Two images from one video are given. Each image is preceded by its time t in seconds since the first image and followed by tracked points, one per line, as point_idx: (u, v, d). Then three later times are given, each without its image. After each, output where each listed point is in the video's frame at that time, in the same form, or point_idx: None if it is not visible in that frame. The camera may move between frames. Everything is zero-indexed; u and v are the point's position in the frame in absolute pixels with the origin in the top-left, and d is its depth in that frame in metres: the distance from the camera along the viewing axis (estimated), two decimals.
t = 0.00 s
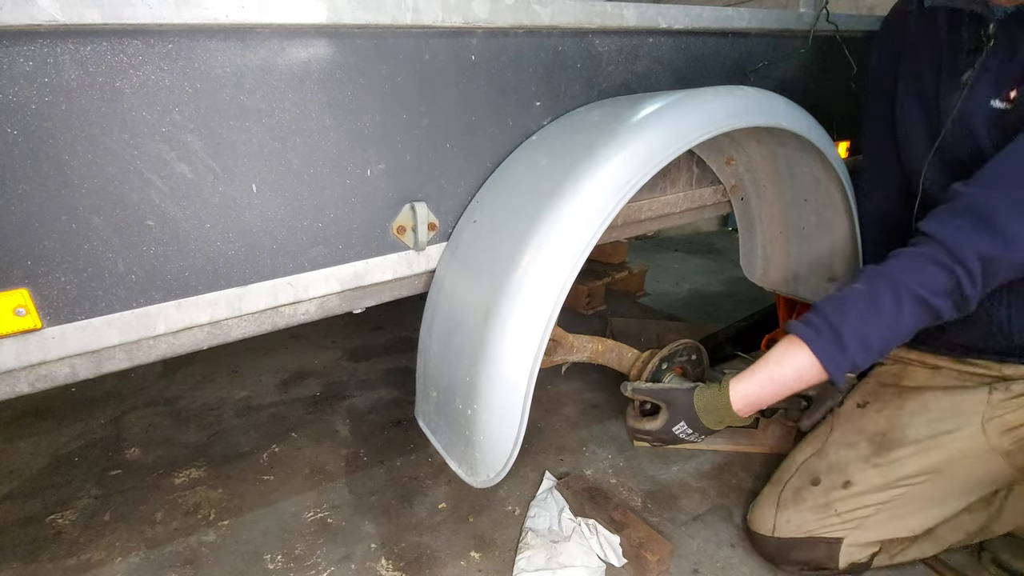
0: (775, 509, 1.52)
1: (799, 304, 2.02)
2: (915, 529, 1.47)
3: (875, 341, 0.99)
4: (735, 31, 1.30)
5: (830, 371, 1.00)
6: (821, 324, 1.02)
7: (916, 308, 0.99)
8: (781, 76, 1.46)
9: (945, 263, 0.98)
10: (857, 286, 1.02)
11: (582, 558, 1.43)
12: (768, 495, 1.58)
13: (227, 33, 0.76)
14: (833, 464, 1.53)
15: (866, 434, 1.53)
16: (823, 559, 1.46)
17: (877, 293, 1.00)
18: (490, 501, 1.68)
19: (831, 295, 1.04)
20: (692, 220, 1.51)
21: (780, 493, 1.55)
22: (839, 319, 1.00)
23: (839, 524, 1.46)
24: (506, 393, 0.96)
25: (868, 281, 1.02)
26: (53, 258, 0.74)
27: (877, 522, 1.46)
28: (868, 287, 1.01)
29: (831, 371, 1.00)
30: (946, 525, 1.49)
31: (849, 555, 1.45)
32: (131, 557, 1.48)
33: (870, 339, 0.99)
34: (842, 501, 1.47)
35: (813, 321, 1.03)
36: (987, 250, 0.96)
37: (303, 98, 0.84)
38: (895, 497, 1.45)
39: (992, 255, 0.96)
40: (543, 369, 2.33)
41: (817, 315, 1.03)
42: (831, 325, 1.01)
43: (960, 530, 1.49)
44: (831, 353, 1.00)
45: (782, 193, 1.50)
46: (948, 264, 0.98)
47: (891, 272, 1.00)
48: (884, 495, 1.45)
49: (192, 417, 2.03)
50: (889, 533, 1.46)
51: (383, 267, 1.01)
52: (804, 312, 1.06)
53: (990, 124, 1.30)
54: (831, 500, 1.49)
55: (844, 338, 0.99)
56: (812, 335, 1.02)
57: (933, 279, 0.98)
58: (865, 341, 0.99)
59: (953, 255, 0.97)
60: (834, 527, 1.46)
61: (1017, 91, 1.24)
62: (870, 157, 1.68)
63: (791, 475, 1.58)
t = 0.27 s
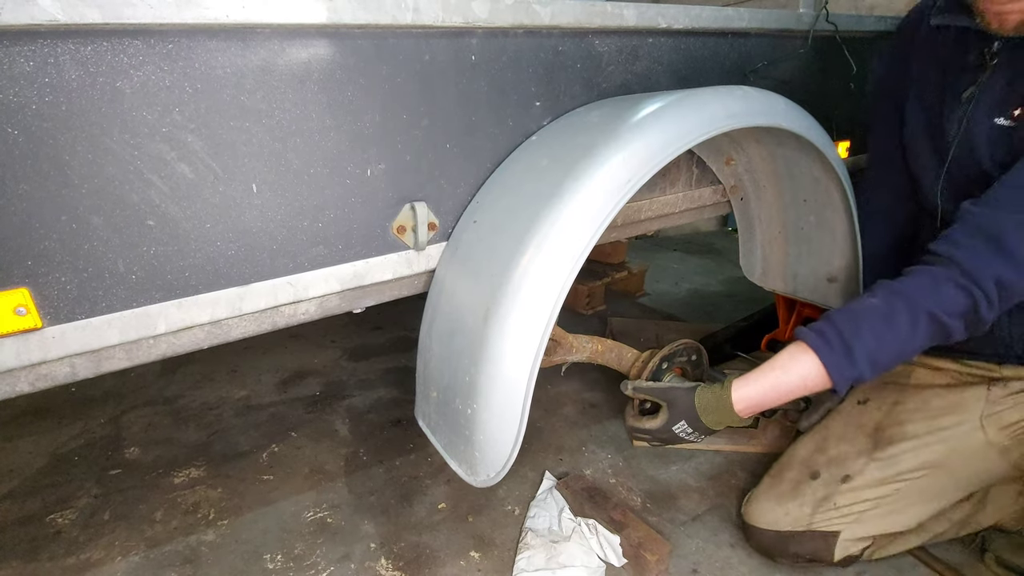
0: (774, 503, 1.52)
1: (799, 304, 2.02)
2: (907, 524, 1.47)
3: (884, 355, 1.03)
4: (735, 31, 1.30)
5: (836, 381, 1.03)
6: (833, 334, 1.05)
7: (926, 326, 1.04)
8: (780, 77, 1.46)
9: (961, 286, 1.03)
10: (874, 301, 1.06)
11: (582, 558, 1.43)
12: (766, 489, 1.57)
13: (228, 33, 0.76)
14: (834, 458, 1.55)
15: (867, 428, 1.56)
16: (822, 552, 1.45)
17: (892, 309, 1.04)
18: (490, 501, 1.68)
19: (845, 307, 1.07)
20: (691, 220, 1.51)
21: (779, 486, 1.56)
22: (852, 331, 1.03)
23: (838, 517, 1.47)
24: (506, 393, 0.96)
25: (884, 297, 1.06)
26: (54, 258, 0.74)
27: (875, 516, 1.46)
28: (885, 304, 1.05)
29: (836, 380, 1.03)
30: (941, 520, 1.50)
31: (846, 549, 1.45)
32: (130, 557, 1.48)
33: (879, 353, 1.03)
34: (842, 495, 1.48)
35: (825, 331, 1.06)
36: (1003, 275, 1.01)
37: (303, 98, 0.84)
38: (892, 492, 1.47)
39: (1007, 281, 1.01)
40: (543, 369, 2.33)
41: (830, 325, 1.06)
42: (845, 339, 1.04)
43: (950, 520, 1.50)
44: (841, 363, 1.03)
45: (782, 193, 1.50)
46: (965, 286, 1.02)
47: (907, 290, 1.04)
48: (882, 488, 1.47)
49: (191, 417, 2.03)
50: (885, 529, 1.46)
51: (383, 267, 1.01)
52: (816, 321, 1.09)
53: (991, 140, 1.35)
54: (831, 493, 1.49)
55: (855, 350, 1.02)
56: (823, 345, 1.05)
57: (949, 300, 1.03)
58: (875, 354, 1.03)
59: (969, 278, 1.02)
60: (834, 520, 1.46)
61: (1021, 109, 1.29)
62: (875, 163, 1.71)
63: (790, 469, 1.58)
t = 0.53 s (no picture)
0: (769, 497, 1.53)
1: (799, 304, 2.02)
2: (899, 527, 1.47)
3: (885, 363, 1.05)
4: (736, 31, 1.29)
5: (835, 387, 1.05)
6: (836, 340, 1.07)
7: (931, 337, 1.04)
8: (781, 77, 1.46)
9: (968, 298, 1.03)
10: (880, 309, 1.07)
11: (582, 558, 1.43)
12: (762, 484, 1.58)
13: (228, 33, 0.76)
14: (833, 458, 1.54)
15: (867, 431, 1.55)
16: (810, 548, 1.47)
17: (898, 319, 1.05)
18: (490, 501, 1.68)
19: (851, 315, 1.09)
20: (692, 220, 1.51)
21: (776, 482, 1.56)
22: (855, 338, 1.05)
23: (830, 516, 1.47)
24: (507, 394, 0.96)
25: (890, 307, 1.07)
26: (53, 259, 0.74)
27: (868, 518, 1.46)
28: (891, 312, 1.06)
29: (836, 386, 1.05)
30: (938, 522, 1.49)
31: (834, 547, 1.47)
32: (130, 557, 1.47)
33: (880, 361, 1.05)
34: (836, 494, 1.48)
35: (829, 337, 1.08)
36: (1010, 290, 1.01)
37: (304, 99, 0.84)
38: (886, 494, 1.47)
39: (1015, 297, 1.01)
40: (543, 369, 2.33)
41: (834, 332, 1.08)
42: (846, 342, 1.06)
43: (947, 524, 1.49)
44: (842, 369, 1.05)
45: (782, 194, 1.50)
46: (973, 299, 1.03)
47: (914, 301, 1.05)
48: (876, 490, 1.47)
49: (191, 417, 2.03)
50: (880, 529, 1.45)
51: (383, 268, 1.01)
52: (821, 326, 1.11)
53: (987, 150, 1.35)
54: (825, 492, 1.49)
55: (856, 357, 1.04)
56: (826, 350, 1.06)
57: (955, 312, 1.03)
58: (875, 361, 1.05)
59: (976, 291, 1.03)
60: (825, 518, 1.47)
61: (1013, 120, 1.29)
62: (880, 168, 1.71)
63: (787, 466, 1.58)
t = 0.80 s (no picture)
0: (763, 489, 1.55)
1: (799, 303, 2.02)
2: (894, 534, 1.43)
3: (895, 394, 1.04)
4: (735, 30, 1.29)
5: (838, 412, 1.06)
6: (850, 366, 1.06)
7: (952, 376, 1.02)
8: (781, 76, 1.46)
9: (1002, 342, 0.99)
10: (903, 340, 1.05)
11: (582, 558, 1.42)
12: (760, 477, 1.60)
13: (227, 30, 0.76)
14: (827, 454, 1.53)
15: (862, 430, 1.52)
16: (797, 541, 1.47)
17: (919, 352, 1.04)
18: (489, 501, 1.68)
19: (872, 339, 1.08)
20: (691, 219, 1.50)
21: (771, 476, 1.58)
22: (870, 366, 1.04)
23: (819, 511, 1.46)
24: (504, 391, 0.96)
25: (915, 338, 1.05)
26: (52, 255, 0.74)
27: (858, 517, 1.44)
28: (912, 346, 1.04)
29: (842, 412, 1.05)
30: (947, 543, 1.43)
31: (822, 543, 1.46)
32: (130, 557, 1.47)
33: (891, 391, 1.04)
34: (827, 490, 1.47)
35: (843, 360, 1.07)
36: None
37: (303, 96, 0.84)
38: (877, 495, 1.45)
39: None
40: (543, 369, 2.32)
41: (850, 356, 1.07)
42: (859, 369, 1.05)
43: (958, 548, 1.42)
44: (850, 396, 1.05)
45: (782, 192, 1.50)
46: (1010, 344, 0.98)
47: (942, 337, 1.03)
48: (866, 489, 1.45)
49: (191, 417, 2.03)
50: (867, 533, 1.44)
51: (382, 265, 1.01)
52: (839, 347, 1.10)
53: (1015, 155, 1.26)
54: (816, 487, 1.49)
55: (866, 384, 1.04)
56: (836, 374, 1.06)
57: (984, 354, 1.00)
58: (887, 392, 1.04)
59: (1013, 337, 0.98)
60: (814, 513, 1.47)
61: None
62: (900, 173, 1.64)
63: (785, 460, 1.59)
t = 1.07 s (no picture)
0: (764, 489, 1.54)
1: (800, 303, 2.02)
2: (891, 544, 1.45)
3: (936, 442, 1.11)
4: (735, 30, 1.29)
5: (879, 453, 1.13)
6: (898, 406, 1.15)
7: (997, 432, 1.09)
8: (781, 76, 1.46)
9: None
10: (961, 392, 1.12)
11: (582, 558, 1.42)
12: (762, 477, 1.59)
13: (227, 30, 0.76)
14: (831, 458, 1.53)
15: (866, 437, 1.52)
16: (793, 541, 1.48)
17: (974, 408, 1.11)
18: (490, 501, 1.68)
19: (931, 386, 1.15)
20: (691, 219, 1.50)
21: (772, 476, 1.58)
22: (917, 412, 1.12)
23: (819, 515, 1.47)
24: (504, 390, 0.96)
25: (975, 392, 1.12)
26: (51, 254, 0.74)
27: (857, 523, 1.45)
28: (970, 398, 1.12)
29: (880, 451, 1.13)
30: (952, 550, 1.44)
31: (819, 547, 1.47)
32: (130, 557, 1.47)
33: (932, 439, 1.11)
34: (828, 493, 1.47)
35: (894, 399, 1.15)
36: None
37: (302, 96, 0.84)
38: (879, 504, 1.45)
39: None
40: (543, 369, 2.32)
41: (904, 399, 1.15)
42: (907, 412, 1.13)
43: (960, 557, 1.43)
44: (891, 436, 1.13)
45: (782, 192, 1.50)
46: None
47: (1001, 399, 1.09)
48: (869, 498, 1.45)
49: (191, 417, 2.03)
50: (866, 538, 1.45)
51: (382, 265, 1.01)
52: (894, 388, 1.18)
53: None
54: (817, 489, 1.48)
55: (908, 428, 1.12)
56: (886, 413, 1.14)
57: None
58: (927, 439, 1.11)
59: None
60: (813, 516, 1.47)
61: None
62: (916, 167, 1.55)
63: (788, 462, 1.59)
